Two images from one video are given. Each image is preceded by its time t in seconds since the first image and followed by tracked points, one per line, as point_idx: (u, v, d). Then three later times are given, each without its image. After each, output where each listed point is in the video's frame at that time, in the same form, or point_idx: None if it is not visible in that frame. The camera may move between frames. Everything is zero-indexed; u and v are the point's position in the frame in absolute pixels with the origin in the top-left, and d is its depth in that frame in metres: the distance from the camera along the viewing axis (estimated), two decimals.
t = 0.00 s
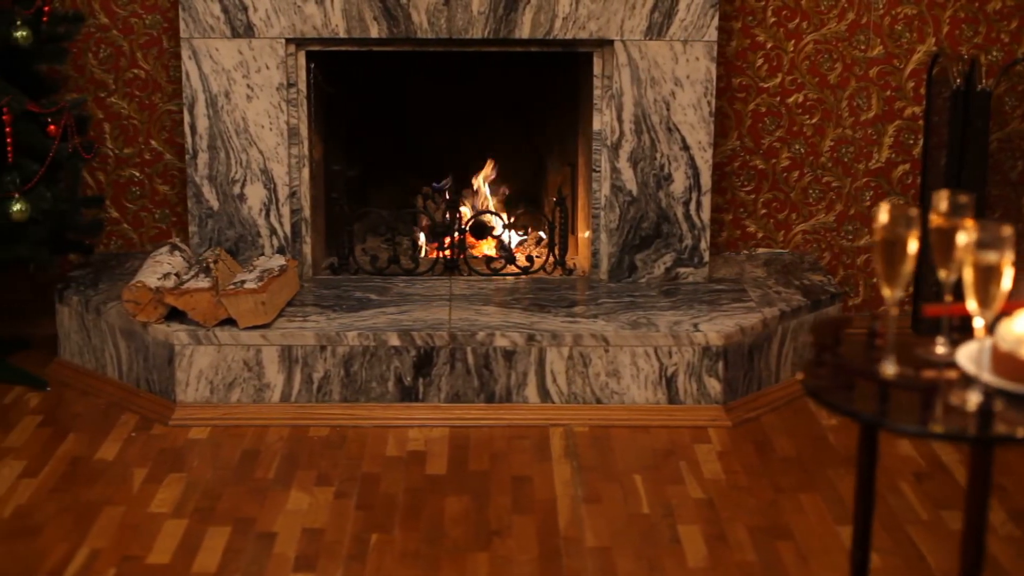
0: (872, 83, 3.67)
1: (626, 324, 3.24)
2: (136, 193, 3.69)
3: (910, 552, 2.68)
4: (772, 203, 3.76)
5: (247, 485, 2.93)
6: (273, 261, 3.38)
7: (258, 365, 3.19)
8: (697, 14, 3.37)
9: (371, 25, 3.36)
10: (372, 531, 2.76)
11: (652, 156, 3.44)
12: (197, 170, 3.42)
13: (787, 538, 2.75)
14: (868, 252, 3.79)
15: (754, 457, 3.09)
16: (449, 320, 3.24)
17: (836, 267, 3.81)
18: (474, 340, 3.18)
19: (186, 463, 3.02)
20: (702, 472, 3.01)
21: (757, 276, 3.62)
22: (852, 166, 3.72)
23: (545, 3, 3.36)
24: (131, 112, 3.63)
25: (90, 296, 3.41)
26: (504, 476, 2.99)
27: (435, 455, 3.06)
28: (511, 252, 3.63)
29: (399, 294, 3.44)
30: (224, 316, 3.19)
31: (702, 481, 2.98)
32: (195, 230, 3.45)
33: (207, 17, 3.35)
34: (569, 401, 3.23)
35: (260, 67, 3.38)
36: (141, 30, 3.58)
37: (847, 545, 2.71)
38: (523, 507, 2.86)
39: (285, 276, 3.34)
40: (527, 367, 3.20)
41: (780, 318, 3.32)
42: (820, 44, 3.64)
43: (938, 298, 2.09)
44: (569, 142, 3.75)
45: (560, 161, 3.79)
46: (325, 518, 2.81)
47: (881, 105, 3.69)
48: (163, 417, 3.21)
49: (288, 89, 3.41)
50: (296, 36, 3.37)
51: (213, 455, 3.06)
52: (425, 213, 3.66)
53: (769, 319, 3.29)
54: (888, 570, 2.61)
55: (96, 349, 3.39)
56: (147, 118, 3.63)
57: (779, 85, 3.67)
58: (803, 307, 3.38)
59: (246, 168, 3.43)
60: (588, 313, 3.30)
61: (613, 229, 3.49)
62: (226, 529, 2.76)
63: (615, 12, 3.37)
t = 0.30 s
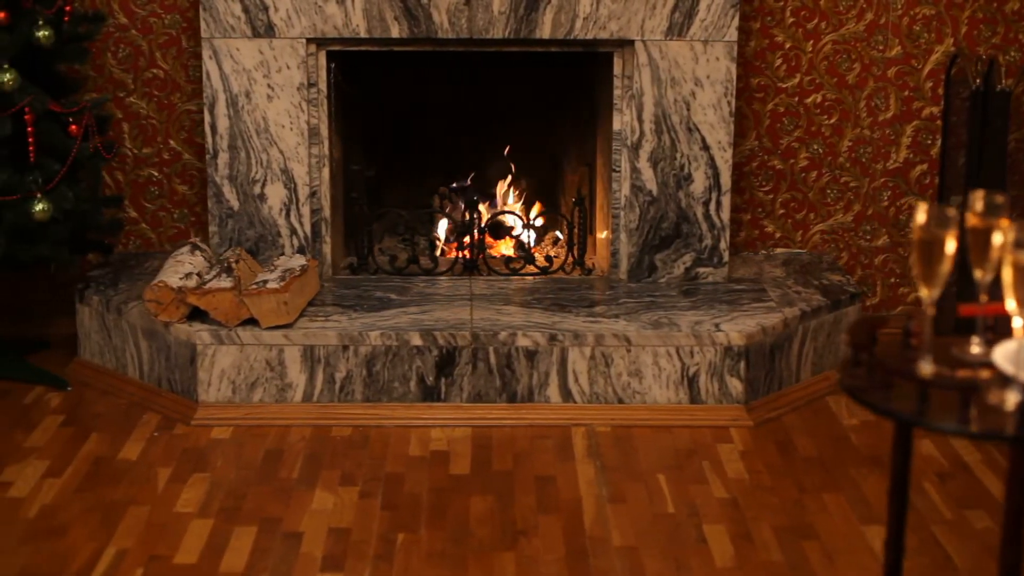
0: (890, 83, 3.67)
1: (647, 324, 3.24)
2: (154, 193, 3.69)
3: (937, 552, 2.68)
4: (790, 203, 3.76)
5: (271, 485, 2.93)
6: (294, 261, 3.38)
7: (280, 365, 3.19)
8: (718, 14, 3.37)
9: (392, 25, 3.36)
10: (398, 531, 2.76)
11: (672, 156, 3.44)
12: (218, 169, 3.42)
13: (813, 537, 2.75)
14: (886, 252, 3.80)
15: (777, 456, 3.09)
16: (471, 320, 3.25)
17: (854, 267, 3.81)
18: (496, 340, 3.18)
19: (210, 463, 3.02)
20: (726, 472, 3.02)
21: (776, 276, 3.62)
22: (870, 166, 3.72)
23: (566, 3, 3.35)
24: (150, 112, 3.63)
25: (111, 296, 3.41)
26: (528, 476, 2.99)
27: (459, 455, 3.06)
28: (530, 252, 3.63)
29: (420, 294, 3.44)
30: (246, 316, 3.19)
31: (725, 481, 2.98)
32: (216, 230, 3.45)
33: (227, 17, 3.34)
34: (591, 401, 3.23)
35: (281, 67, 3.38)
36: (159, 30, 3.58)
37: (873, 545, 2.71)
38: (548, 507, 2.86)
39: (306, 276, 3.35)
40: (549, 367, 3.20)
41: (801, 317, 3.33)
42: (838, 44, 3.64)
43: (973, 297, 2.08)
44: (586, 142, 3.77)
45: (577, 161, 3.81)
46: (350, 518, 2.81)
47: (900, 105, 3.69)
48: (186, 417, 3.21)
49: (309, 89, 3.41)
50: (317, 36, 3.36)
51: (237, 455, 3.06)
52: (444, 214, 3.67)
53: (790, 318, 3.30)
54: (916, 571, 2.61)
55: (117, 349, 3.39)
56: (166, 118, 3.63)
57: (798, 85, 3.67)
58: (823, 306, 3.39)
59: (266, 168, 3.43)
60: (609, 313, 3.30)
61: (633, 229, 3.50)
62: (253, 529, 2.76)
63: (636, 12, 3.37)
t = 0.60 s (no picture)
0: (911, 84, 3.68)
1: (672, 323, 3.24)
2: (175, 193, 3.69)
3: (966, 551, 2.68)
4: (811, 203, 3.77)
5: (299, 485, 2.93)
6: (317, 261, 3.37)
7: (305, 365, 3.19)
8: (741, 14, 3.36)
9: (415, 25, 3.36)
10: (427, 531, 2.76)
11: (695, 156, 3.45)
12: (241, 169, 3.42)
13: (842, 537, 2.76)
14: (905, 252, 3.81)
15: (803, 456, 3.09)
16: (496, 320, 3.25)
17: (874, 267, 3.82)
18: (521, 340, 3.18)
19: (236, 463, 3.02)
20: (752, 471, 3.02)
21: (797, 276, 3.63)
22: (890, 167, 3.73)
23: (589, 3, 3.35)
24: (172, 112, 3.63)
25: (134, 296, 3.41)
26: (554, 475, 2.99)
27: (485, 455, 3.06)
28: (552, 252, 3.64)
29: (443, 293, 3.44)
30: (271, 316, 3.19)
31: (752, 480, 2.99)
32: (239, 230, 3.45)
33: (251, 17, 3.34)
34: (616, 401, 3.24)
35: (304, 67, 3.38)
36: (181, 30, 3.58)
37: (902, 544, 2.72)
38: (577, 506, 2.86)
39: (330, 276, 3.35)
40: (574, 367, 3.21)
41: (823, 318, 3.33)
42: (859, 44, 3.65)
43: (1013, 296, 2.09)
44: (604, 141, 3.76)
45: (597, 162, 3.80)
46: (380, 518, 2.81)
47: (920, 106, 3.69)
48: (211, 417, 3.21)
49: (332, 89, 3.40)
50: (340, 36, 3.36)
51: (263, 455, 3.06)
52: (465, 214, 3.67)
53: (813, 318, 3.30)
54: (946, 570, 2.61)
55: (141, 349, 3.39)
56: (187, 118, 3.63)
57: (819, 86, 3.68)
58: (846, 306, 3.39)
59: (289, 168, 3.43)
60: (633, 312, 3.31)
61: (656, 229, 3.50)
62: (283, 529, 2.76)
63: (659, 12, 3.36)
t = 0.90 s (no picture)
0: (928, 84, 3.68)
1: (692, 324, 3.25)
2: (193, 193, 3.69)
3: (993, 552, 2.68)
4: (827, 203, 3.77)
5: (322, 485, 2.93)
6: (337, 261, 3.37)
7: (326, 365, 3.20)
8: (760, 14, 3.36)
9: (435, 26, 3.37)
10: (452, 531, 2.75)
11: (714, 157, 3.45)
12: (260, 170, 3.42)
13: (866, 536, 2.76)
14: (922, 252, 3.81)
15: (824, 456, 3.10)
16: (516, 320, 3.26)
17: (890, 267, 3.83)
18: (542, 340, 3.19)
19: (258, 463, 3.03)
20: (774, 471, 3.02)
21: (815, 275, 3.64)
22: (906, 167, 3.74)
23: (609, 4, 3.35)
24: (189, 112, 3.63)
25: (154, 296, 3.42)
26: (576, 475, 2.99)
27: (507, 455, 3.07)
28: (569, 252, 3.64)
29: (462, 294, 3.45)
30: (292, 316, 3.20)
31: (774, 481, 2.99)
32: (258, 231, 3.46)
33: (271, 17, 3.34)
34: (636, 401, 3.24)
35: (324, 67, 3.38)
36: (199, 30, 3.58)
37: (928, 545, 2.71)
38: (600, 506, 2.86)
39: (350, 276, 3.35)
40: (595, 368, 3.21)
41: (842, 318, 3.34)
42: (876, 45, 3.65)
43: None
44: (621, 141, 3.76)
45: (613, 162, 3.81)
46: (403, 517, 2.81)
47: (937, 106, 3.70)
48: (231, 417, 3.21)
49: (352, 89, 3.41)
50: (360, 37, 3.36)
51: (286, 455, 3.06)
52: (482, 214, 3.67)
53: (833, 318, 3.31)
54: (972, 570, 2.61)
55: (160, 349, 3.40)
56: (205, 118, 3.63)
57: (836, 86, 3.68)
58: (865, 306, 3.40)
59: (308, 168, 3.43)
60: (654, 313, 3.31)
61: (675, 230, 3.51)
62: (307, 529, 2.76)
63: (678, 13, 3.37)
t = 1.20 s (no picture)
0: (943, 84, 3.68)
1: (710, 324, 3.26)
2: (208, 193, 3.69)
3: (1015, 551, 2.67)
4: (842, 203, 3.78)
5: (342, 485, 2.93)
6: (355, 261, 3.38)
7: (345, 365, 3.20)
8: (777, 14, 3.37)
9: (453, 27, 3.37)
10: (474, 531, 2.75)
11: (731, 157, 3.45)
12: (278, 170, 3.42)
13: (887, 535, 2.75)
14: (937, 252, 3.82)
15: (842, 455, 3.10)
16: (535, 320, 3.27)
17: (905, 267, 3.83)
18: (561, 340, 3.20)
19: (278, 463, 3.03)
20: (793, 471, 3.03)
21: (831, 275, 3.65)
22: (921, 167, 3.74)
23: (627, 5, 3.36)
24: (205, 112, 3.63)
25: (171, 296, 3.43)
26: (596, 475, 2.99)
27: (526, 455, 3.07)
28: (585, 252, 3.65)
29: (479, 294, 3.46)
30: (310, 316, 3.20)
31: (794, 480, 2.99)
32: (276, 231, 3.46)
33: (289, 17, 3.34)
34: (654, 401, 3.25)
35: (341, 68, 3.38)
36: (216, 30, 3.58)
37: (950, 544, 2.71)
38: (621, 506, 2.86)
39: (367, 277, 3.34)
40: (613, 367, 3.22)
41: (860, 318, 3.34)
42: (891, 45, 3.65)
43: None
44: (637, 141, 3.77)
45: (628, 162, 3.81)
46: (425, 517, 2.80)
47: (952, 106, 3.70)
48: (251, 417, 3.22)
49: (369, 89, 3.41)
50: (377, 37, 3.37)
51: (305, 454, 3.06)
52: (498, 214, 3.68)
53: (850, 318, 3.32)
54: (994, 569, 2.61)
55: (178, 349, 3.41)
56: (221, 119, 3.64)
57: (851, 87, 3.68)
58: (882, 306, 3.41)
59: (326, 169, 3.43)
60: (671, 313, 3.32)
61: (691, 230, 3.52)
62: (328, 529, 2.76)
63: (696, 13, 3.37)
